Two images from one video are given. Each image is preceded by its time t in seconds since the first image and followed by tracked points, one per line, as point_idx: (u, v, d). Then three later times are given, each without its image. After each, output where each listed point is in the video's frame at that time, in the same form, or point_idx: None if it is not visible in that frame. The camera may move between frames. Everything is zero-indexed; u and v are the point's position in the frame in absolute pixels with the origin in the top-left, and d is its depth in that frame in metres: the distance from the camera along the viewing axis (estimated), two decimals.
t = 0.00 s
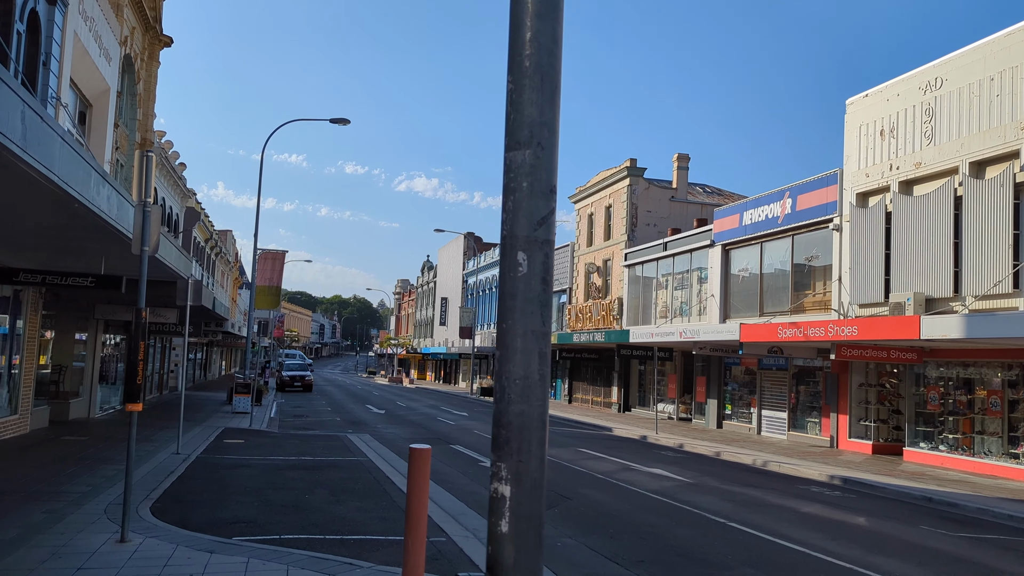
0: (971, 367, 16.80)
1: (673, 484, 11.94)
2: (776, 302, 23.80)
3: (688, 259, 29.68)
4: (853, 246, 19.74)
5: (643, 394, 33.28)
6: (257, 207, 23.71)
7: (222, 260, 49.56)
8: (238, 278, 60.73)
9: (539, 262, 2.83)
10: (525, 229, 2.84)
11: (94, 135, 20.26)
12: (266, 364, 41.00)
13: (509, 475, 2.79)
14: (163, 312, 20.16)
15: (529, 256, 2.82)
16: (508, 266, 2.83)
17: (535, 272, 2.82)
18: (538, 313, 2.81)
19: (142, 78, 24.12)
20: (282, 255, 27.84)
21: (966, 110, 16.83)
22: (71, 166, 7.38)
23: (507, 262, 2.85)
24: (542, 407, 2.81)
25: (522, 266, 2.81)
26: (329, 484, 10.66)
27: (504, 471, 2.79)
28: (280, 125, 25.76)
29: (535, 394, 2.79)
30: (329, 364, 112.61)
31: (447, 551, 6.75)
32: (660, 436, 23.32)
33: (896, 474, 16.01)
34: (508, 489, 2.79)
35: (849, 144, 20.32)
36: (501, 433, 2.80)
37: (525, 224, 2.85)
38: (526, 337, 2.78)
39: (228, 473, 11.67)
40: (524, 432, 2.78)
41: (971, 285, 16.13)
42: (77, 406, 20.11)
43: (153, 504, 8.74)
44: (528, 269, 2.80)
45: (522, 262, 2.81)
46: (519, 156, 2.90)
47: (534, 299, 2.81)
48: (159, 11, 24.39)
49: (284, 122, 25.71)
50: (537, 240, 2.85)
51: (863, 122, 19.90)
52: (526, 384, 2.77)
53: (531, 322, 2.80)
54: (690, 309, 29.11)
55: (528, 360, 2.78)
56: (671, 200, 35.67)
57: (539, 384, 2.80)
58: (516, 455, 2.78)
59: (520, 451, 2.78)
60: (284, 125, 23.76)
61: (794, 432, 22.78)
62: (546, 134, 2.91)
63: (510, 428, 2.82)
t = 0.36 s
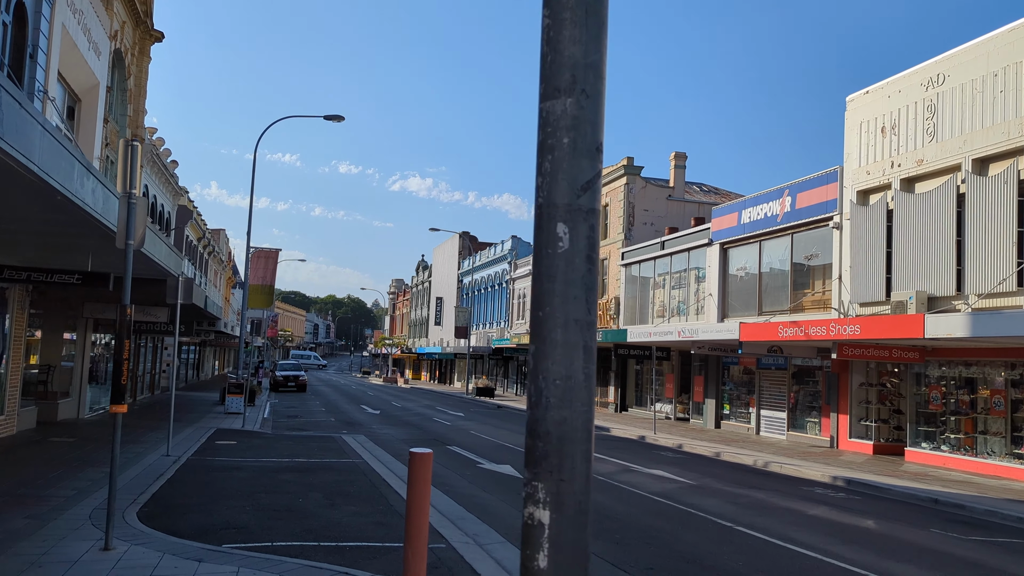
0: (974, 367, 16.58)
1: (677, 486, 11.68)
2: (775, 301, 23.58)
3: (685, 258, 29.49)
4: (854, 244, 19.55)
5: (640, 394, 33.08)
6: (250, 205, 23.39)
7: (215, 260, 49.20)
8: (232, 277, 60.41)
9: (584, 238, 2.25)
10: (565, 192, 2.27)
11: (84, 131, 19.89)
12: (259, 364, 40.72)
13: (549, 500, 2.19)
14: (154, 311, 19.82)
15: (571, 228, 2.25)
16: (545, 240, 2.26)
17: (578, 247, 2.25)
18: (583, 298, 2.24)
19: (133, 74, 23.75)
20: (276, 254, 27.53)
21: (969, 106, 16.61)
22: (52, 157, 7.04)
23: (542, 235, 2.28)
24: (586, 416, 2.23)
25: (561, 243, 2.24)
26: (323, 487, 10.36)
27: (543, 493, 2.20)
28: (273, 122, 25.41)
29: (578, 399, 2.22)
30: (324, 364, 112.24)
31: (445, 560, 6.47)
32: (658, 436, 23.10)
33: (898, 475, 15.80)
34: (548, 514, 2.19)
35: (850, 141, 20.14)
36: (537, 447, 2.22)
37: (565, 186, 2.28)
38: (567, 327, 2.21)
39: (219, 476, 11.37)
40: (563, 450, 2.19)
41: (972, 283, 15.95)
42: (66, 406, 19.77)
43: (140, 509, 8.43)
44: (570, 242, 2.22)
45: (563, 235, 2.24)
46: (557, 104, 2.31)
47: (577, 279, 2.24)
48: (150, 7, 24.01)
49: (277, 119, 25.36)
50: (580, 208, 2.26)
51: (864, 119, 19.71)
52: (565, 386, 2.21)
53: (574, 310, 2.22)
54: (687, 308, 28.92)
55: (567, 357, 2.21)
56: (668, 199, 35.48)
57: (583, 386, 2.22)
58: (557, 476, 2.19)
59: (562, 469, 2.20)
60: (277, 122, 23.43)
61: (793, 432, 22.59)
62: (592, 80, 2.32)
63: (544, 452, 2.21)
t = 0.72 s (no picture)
0: (978, 368, 16.39)
1: (680, 490, 11.44)
2: (775, 301, 23.38)
3: (683, 258, 29.27)
4: (855, 243, 19.35)
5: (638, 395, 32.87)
6: (245, 205, 23.09)
7: (210, 260, 48.82)
8: (227, 278, 60.07)
9: (640, 216, 1.91)
10: (617, 160, 1.93)
11: (75, 129, 19.57)
12: (254, 365, 40.39)
13: (599, 546, 1.84)
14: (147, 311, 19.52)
15: (625, 204, 1.91)
16: (592, 220, 1.93)
17: (632, 228, 1.91)
18: (640, 291, 1.90)
19: (126, 71, 23.42)
20: (271, 254, 27.21)
21: (972, 103, 16.42)
22: (36, 151, 6.76)
23: (591, 214, 1.95)
24: (644, 438, 1.89)
25: (611, 223, 1.90)
26: (318, 492, 10.10)
27: (592, 538, 1.85)
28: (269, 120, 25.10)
29: (634, 417, 1.87)
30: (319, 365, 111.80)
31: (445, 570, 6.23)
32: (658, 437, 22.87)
33: (902, 477, 15.60)
34: (598, 565, 1.85)
35: (851, 139, 19.95)
36: (585, 479, 1.88)
37: (616, 152, 1.93)
38: (620, 329, 1.86)
39: (212, 480, 11.11)
40: (617, 482, 1.84)
41: (976, 283, 15.76)
42: (57, 408, 19.46)
43: (129, 515, 8.17)
44: (622, 221, 1.89)
45: (615, 212, 1.90)
46: (606, 49, 1.96)
47: (632, 269, 1.90)
48: (143, 3, 23.67)
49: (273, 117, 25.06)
50: (635, 180, 1.93)
51: (865, 117, 19.51)
52: (619, 400, 1.86)
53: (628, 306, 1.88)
54: (686, 308, 28.73)
55: (621, 364, 1.87)
56: (666, 198, 35.29)
57: (640, 400, 1.88)
58: (609, 515, 1.85)
59: (617, 503, 1.85)
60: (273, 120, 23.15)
61: (793, 433, 22.41)
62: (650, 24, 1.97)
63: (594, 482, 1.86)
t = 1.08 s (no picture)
0: (985, 367, 16.21)
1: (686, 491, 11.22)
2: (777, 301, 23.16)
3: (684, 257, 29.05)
4: (860, 241, 19.13)
5: (637, 395, 32.66)
6: (242, 203, 22.81)
7: (206, 259, 48.50)
8: (223, 277, 59.73)
9: (780, 155, 1.65)
10: (749, 72, 1.64)
11: (70, 125, 19.26)
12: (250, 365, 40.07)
13: None
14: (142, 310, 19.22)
15: (761, 131, 1.64)
16: (720, 147, 1.65)
17: (771, 164, 1.64)
18: (781, 251, 1.63)
19: (121, 67, 23.10)
20: (268, 252, 26.93)
21: (980, 99, 16.20)
22: (25, 139, 6.50)
23: (716, 138, 1.66)
24: (789, 446, 1.61)
25: (745, 153, 1.63)
26: (318, 494, 9.86)
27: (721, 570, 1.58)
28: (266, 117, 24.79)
29: (775, 419, 1.60)
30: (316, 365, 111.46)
31: None
32: (659, 438, 22.65)
33: (909, 478, 15.39)
34: None
35: (855, 136, 19.73)
36: (711, 503, 1.60)
37: (752, 60, 1.64)
38: (759, 298, 1.59)
39: (208, 482, 10.85)
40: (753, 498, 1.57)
41: (984, 282, 15.54)
42: (51, 408, 19.12)
43: (122, 519, 7.92)
44: (761, 151, 1.62)
45: (748, 138, 1.63)
46: None
47: (773, 218, 1.64)
48: None
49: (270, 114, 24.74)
50: (774, 95, 1.65)
51: (870, 114, 19.29)
52: (759, 396, 1.59)
53: (767, 269, 1.62)
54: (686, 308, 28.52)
55: (762, 342, 1.60)
56: (666, 197, 35.06)
57: (784, 392, 1.61)
58: (745, 553, 1.57)
59: (761, 531, 1.57)
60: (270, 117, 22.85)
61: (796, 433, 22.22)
62: None
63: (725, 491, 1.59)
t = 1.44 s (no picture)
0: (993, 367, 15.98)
1: (694, 494, 10.97)
2: (780, 299, 22.96)
3: (685, 255, 28.81)
4: (865, 239, 18.93)
5: (637, 394, 32.43)
6: (238, 201, 22.50)
7: (203, 257, 48.14)
8: (221, 277, 59.44)
9: None
10: None
11: (63, 121, 18.96)
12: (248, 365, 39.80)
13: None
14: (136, 308, 18.92)
15: None
16: (974, 48, 1.22)
17: None
18: None
19: (115, 63, 22.77)
20: (264, 250, 26.63)
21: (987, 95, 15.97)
22: (11, 129, 6.23)
23: (962, 36, 1.24)
24: None
25: (1015, 54, 1.19)
26: (317, 498, 9.59)
27: None
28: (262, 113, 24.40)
29: None
30: (314, 365, 111.33)
31: None
32: (660, 438, 22.40)
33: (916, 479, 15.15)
34: None
35: (859, 133, 19.52)
36: None
37: None
38: None
39: (203, 485, 10.59)
40: None
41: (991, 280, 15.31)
42: (44, 408, 18.69)
43: (114, 525, 7.65)
44: None
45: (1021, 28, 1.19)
46: None
47: None
48: None
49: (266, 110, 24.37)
50: None
51: (875, 111, 19.06)
52: None
53: None
54: (687, 307, 28.28)
55: None
56: (666, 196, 34.81)
57: None
58: None
59: None
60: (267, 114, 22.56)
61: (799, 434, 22.05)
62: None
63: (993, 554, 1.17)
